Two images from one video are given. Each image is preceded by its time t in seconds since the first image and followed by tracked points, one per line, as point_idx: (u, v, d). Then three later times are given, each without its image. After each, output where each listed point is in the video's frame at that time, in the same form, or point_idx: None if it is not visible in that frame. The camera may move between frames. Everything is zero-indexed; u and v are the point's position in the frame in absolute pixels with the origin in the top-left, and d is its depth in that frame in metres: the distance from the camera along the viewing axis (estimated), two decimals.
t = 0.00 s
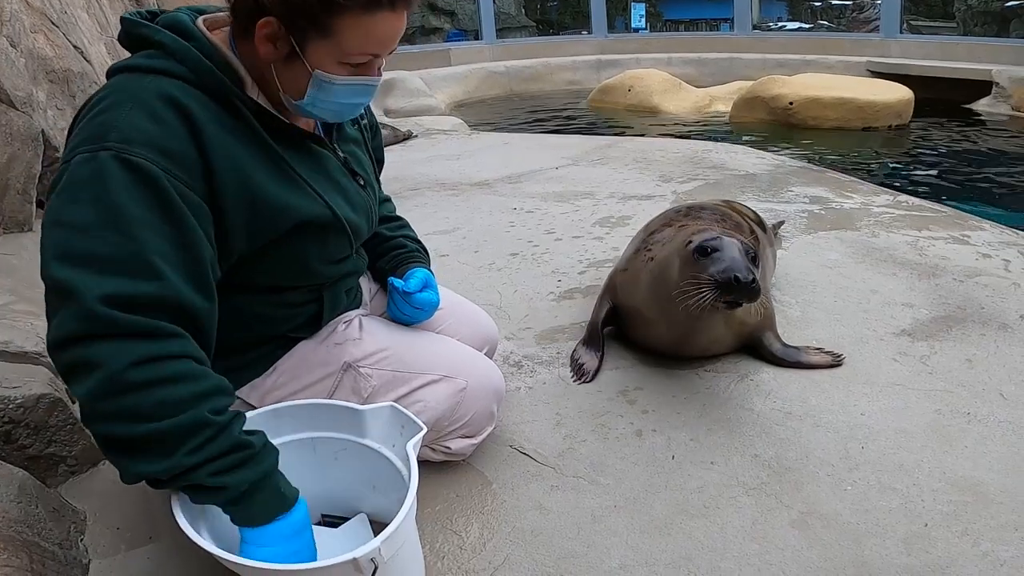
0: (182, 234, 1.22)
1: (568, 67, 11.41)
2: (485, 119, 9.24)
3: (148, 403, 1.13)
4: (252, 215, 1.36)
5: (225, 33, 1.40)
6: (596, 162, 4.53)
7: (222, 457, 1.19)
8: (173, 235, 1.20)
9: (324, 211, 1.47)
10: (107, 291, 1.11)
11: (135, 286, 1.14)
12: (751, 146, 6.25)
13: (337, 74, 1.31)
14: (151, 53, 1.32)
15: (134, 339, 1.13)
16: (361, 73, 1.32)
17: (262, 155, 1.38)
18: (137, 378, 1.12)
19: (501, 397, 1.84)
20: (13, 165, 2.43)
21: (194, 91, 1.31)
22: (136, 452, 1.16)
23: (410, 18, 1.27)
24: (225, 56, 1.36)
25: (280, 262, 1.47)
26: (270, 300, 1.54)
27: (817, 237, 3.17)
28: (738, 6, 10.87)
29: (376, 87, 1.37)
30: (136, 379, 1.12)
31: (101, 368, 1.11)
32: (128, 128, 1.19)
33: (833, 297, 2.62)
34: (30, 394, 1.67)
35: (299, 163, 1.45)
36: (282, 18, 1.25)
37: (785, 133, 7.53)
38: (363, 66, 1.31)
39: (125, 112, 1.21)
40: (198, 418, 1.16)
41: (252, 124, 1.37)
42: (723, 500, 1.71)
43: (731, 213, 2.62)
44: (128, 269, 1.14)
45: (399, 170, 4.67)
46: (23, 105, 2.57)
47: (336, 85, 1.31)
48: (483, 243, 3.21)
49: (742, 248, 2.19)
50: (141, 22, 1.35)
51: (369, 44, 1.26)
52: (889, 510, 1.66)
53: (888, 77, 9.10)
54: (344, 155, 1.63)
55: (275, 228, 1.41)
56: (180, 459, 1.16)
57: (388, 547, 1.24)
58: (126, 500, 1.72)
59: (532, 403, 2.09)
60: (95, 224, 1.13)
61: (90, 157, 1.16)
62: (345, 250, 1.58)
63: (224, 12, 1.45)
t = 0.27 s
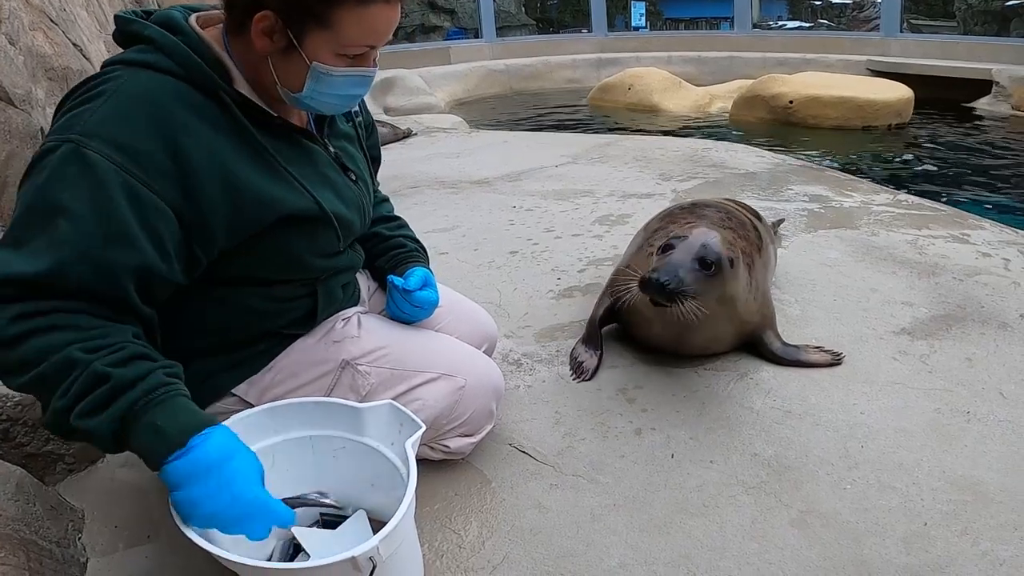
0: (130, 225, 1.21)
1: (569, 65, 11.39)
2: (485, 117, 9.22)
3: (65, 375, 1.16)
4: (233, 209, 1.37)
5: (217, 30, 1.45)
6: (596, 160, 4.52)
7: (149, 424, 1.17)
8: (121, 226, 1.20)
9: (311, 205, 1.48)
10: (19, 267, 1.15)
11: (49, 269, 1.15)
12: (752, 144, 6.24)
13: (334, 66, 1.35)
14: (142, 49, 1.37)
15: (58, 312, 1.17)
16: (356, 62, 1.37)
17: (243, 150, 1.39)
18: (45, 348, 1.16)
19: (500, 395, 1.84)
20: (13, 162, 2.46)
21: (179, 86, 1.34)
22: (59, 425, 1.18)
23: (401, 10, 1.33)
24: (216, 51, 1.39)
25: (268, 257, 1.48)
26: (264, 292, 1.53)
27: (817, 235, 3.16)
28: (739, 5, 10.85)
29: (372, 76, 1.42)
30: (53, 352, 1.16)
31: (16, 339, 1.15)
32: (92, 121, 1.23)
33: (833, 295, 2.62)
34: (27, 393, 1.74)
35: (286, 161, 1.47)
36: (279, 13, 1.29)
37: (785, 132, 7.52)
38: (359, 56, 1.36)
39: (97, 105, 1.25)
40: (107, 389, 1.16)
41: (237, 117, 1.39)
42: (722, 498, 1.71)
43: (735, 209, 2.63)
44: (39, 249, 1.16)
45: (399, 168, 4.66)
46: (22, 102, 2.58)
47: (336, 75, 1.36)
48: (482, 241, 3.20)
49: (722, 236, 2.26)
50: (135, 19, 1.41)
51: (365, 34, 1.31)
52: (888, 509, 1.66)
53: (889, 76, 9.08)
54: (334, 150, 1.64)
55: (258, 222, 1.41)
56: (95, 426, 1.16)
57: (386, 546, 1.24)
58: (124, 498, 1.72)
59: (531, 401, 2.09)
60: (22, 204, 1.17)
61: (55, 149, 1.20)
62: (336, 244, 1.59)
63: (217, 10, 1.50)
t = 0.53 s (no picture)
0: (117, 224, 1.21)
1: (568, 63, 11.38)
2: (484, 115, 9.22)
3: (55, 357, 1.18)
4: (220, 205, 1.37)
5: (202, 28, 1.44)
6: (596, 158, 4.51)
7: (134, 385, 1.18)
8: (108, 227, 1.20)
9: (297, 200, 1.47)
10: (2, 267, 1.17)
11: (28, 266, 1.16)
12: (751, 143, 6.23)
13: (316, 62, 1.35)
14: (128, 49, 1.36)
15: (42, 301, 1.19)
16: (339, 60, 1.37)
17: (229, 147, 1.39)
18: (36, 335, 1.18)
19: (499, 394, 1.83)
20: (11, 159, 2.45)
21: (161, 84, 1.33)
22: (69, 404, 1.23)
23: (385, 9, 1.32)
24: (200, 50, 1.39)
25: (256, 253, 1.47)
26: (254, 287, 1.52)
27: (817, 234, 3.15)
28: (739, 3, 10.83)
29: (356, 74, 1.41)
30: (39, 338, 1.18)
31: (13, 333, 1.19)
32: (79, 124, 1.22)
33: (833, 294, 2.61)
34: (25, 390, 1.73)
35: (273, 158, 1.46)
36: (261, 8, 1.29)
37: (785, 130, 7.52)
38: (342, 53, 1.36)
39: (83, 108, 1.24)
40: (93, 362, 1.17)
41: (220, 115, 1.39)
42: (722, 497, 1.70)
43: (734, 208, 2.61)
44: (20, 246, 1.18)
45: (399, 166, 4.65)
46: (21, 100, 2.57)
47: (318, 71, 1.35)
48: (482, 239, 3.20)
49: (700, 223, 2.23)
50: (121, 21, 1.40)
51: (347, 32, 1.31)
52: (888, 508, 1.66)
53: (889, 75, 9.07)
54: (323, 145, 1.63)
55: (246, 218, 1.41)
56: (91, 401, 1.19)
57: (384, 545, 1.24)
58: (122, 496, 1.71)
59: (530, 399, 2.08)
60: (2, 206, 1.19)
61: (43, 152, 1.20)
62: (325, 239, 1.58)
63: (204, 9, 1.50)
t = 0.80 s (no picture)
0: (161, 209, 1.24)
1: (568, 62, 11.38)
2: (485, 113, 9.22)
3: (165, 360, 1.17)
4: (218, 200, 1.38)
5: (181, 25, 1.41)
6: (595, 156, 4.52)
7: (266, 366, 1.16)
8: (152, 216, 1.22)
9: (291, 195, 1.47)
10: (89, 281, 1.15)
11: (120, 270, 1.17)
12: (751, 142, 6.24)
13: (291, 71, 1.32)
14: (111, 53, 1.34)
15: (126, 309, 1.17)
16: (316, 65, 1.32)
17: (225, 143, 1.38)
18: (148, 340, 1.16)
19: (499, 392, 1.83)
20: (9, 158, 2.47)
21: (147, 83, 1.32)
22: (178, 400, 1.23)
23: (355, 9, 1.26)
24: (183, 52, 1.36)
25: (253, 247, 1.47)
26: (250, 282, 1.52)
27: (816, 232, 3.16)
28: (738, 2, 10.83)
29: (336, 73, 1.37)
30: (143, 345, 1.16)
31: (118, 348, 1.16)
32: (88, 126, 1.22)
33: (833, 292, 2.61)
34: (24, 388, 1.68)
35: (264, 153, 1.45)
36: (223, 24, 1.26)
37: (785, 129, 7.52)
38: (317, 59, 1.32)
39: (86, 110, 1.23)
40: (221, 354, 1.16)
41: (208, 112, 1.37)
42: (721, 496, 1.70)
43: (731, 203, 2.60)
44: (111, 251, 1.17)
45: (398, 164, 4.66)
46: (20, 99, 2.57)
47: (294, 79, 1.33)
48: (481, 238, 3.20)
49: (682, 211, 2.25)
50: (100, 24, 1.37)
51: (314, 41, 1.26)
52: (887, 506, 1.66)
53: (888, 73, 9.07)
54: (314, 142, 1.62)
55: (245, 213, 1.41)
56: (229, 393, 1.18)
57: (384, 543, 1.24)
58: (122, 495, 1.71)
59: (530, 398, 2.08)
60: (80, 217, 1.17)
61: (61, 159, 1.19)
62: (319, 235, 1.57)
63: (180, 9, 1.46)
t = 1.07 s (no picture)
0: (166, 209, 1.24)
1: (568, 60, 11.38)
2: (484, 112, 9.22)
3: (194, 372, 1.16)
4: (212, 198, 1.38)
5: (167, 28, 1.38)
6: (595, 155, 4.52)
7: (304, 390, 1.15)
8: (156, 216, 1.22)
9: (287, 194, 1.46)
10: (105, 285, 1.14)
11: (137, 273, 1.16)
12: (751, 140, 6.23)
13: (276, 74, 1.30)
14: (96, 55, 1.32)
15: (155, 317, 1.16)
16: (301, 64, 1.30)
17: (216, 142, 1.37)
18: (175, 349, 1.15)
19: (497, 390, 1.82)
20: (7, 157, 2.44)
21: (135, 84, 1.30)
22: (199, 412, 1.22)
23: (336, 9, 1.24)
24: (169, 53, 1.35)
25: (248, 246, 1.47)
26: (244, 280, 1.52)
27: (815, 231, 3.16)
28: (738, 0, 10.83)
29: (323, 71, 1.35)
30: (171, 354, 1.15)
31: (143, 354, 1.15)
32: (83, 127, 1.21)
33: (832, 290, 2.61)
34: (22, 386, 1.68)
35: (256, 151, 1.44)
36: (203, 30, 1.24)
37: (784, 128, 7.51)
38: (301, 60, 1.30)
39: (80, 112, 1.22)
40: (255, 374, 1.15)
41: (197, 112, 1.36)
42: (720, 494, 1.70)
43: (729, 199, 2.60)
44: (129, 255, 1.17)
45: (398, 162, 4.66)
46: (18, 97, 2.56)
47: (280, 81, 1.31)
48: (481, 236, 3.20)
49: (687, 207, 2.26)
50: (88, 26, 1.35)
51: (296, 42, 1.24)
52: (886, 505, 1.66)
53: (888, 72, 9.07)
54: (307, 139, 1.61)
55: (239, 210, 1.41)
56: (258, 412, 1.17)
57: (382, 541, 1.24)
58: (120, 493, 1.71)
59: (528, 396, 2.08)
60: (98, 220, 1.16)
61: (59, 162, 1.18)
62: (314, 233, 1.57)
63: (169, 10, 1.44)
